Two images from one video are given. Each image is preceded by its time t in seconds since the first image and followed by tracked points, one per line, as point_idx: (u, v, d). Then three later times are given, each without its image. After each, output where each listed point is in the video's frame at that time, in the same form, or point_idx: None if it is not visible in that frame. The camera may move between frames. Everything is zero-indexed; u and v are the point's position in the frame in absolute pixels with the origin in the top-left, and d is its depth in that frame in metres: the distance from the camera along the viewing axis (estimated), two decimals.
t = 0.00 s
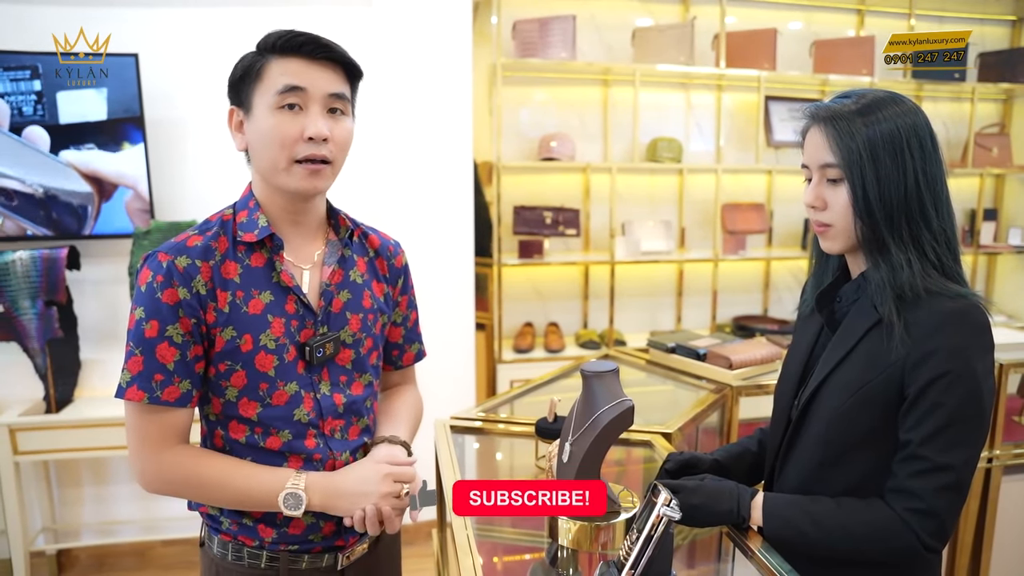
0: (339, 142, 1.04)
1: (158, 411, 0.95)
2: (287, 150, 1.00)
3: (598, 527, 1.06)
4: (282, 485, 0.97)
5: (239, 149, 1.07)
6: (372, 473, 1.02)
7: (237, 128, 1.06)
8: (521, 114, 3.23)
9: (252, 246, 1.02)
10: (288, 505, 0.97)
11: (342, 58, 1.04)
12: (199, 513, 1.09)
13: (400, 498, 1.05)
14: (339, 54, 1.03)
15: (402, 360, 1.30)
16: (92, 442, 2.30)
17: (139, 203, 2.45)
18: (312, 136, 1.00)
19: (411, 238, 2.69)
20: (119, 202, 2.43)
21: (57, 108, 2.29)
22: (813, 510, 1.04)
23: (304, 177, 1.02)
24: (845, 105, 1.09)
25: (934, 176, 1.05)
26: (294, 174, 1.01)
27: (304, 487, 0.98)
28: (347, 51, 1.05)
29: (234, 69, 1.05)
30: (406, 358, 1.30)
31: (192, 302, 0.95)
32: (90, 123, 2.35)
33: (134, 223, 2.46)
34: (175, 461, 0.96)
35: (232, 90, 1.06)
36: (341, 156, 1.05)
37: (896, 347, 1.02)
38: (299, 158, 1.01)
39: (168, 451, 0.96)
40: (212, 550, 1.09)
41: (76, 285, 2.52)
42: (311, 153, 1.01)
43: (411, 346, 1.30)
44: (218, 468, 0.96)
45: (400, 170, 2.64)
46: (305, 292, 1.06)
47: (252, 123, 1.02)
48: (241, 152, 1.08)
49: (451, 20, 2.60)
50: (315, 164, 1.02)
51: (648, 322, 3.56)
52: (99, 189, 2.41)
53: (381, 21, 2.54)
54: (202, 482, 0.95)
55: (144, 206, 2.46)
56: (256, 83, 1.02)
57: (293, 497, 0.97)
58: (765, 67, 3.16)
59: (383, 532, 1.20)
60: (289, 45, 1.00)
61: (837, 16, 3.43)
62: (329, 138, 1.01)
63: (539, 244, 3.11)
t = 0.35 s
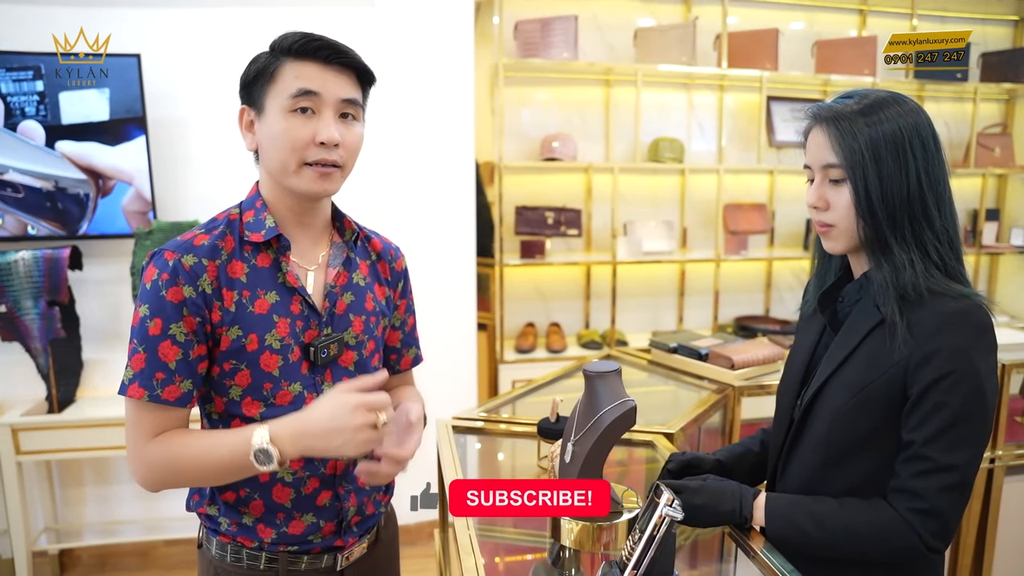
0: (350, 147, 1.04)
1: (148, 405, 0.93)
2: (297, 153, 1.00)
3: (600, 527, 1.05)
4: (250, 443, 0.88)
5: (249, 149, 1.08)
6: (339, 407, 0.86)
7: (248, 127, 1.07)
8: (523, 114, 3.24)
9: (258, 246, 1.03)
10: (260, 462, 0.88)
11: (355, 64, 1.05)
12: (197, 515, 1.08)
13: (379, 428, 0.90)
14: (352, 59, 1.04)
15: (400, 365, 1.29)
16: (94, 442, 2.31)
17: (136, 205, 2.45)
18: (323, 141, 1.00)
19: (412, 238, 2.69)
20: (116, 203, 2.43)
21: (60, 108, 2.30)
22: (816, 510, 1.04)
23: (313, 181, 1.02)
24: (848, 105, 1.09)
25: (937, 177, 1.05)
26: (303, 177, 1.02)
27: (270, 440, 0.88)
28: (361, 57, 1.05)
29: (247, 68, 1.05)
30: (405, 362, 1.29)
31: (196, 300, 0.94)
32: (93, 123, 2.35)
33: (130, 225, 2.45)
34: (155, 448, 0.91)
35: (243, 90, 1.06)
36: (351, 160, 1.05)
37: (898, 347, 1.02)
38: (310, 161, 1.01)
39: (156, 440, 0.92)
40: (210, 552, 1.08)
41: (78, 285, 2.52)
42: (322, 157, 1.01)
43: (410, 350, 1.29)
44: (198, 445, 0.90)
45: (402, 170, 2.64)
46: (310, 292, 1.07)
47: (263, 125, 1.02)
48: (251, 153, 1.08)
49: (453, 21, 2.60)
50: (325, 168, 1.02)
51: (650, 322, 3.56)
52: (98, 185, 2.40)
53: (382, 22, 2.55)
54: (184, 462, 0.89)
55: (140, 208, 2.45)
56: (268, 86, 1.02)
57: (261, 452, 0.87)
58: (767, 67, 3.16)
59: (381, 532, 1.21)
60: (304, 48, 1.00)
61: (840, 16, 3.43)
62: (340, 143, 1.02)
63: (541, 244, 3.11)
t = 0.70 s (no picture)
0: (362, 149, 1.03)
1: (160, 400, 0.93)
2: (308, 154, 1.00)
3: (603, 528, 1.05)
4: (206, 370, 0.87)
5: (262, 148, 1.08)
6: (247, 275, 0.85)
7: (262, 126, 1.07)
8: (525, 114, 3.23)
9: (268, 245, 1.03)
10: (221, 373, 0.86)
11: (371, 66, 1.04)
12: (194, 514, 1.08)
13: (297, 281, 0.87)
14: (368, 61, 1.03)
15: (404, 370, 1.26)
16: (96, 442, 2.30)
17: (132, 206, 2.44)
18: (334, 143, 1.00)
19: (413, 238, 2.69)
20: (113, 204, 2.42)
21: (60, 108, 2.30)
22: (819, 510, 1.04)
23: (323, 182, 1.01)
24: (852, 105, 1.09)
25: (941, 176, 1.05)
26: (313, 178, 1.01)
27: (219, 350, 0.85)
28: (377, 60, 1.05)
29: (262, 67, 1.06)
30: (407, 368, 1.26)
31: (207, 294, 0.95)
32: (94, 123, 2.35)
33: (125, 226, 2.44)
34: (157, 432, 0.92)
35: (259, 88, 1.06)
36: (362, 163, 1.05)
37: (903, 347, 1.02)
38: (320, 163, 1.01)
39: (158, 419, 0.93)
40: (207, 551, 1.08)
41: (79, 285, 2.52)
42: (332, 159, 1.01)
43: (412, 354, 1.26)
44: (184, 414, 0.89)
45: (403, 170, 2.63)
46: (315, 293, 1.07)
47: (275, 125, 1.02)
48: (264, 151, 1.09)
49: (455, 20, 2.59)
50: (336, 170, 1.02)
51: (652, 322, 3.55)
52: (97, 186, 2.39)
53: (384, 22, 2.54)
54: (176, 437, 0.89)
55: (137, 209, 2.45)
56: (282, 85, 1.02)
57: (216, 364, 0.85)
58: (769, 67, 3.15)
59: (379, 531, 1.20)
60: (319, 49, 1.00)
61: (841, 16, 3.43)
62: (351, 146, 1.01)
63: (543, 244, 3.11)
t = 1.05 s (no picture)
0: (372, 148, 1.02)
1: (172, 401, 0.90)
2: (317, 154, 1.00)
3: (608, 529, 1.07)
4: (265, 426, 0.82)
5: (272, 147, 1.08)
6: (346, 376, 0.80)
7: (273, 125, 1.07)
8: (527, 115, 3.23)
9: (275, 247, 1.02)
10: (277, 444, 0.82)
11: (382, 64, 1.03)
12: (197, 511, 1.08)
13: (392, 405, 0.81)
14: (378, 58, 1.02)
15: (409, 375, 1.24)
16: (97, 443, 2.30)
17: (128, 208, 2.43)
18: (342, 142, 0.99)
19: (416, 239, 2.68)
20: (110, 205, 2.41)
21: (61, 107, 2.28)
22: (824, 511, 1.03)
23: (332, 183, 1.01)
24: (857, 105, 1.08)
25: (947, 176, 1.05)
26: (322, 179, 1.01)
27: (285, 418, 0.82)
28: (389, 58, 1.04)
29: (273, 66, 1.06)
30: (414, 372, 1.24)
31: (216, 295, 0.94)
32: (96, 123, 2.34)
33: (118, 227, 2.43)
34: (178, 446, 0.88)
35: (270, 86, 1.06)
36: (372, 163, 1.04)
37: (909, 348, 1.02)
38: (328, 162, 1.00)
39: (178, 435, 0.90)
40: (209, 550, 1.09)
41: (80, 285, 2.52)
42: (341, 158, 1.00)
43: (420, 361, 1.24)
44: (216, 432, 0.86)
45: (405, 170, 2.63)
46: (324, 296, 1.06)
47: (285, 124, 1.02)
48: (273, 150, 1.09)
49: (457, 20, 2.59)
50: (344, 169, 1.01)
51: (653, 322, 3.55)
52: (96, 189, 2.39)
53: (385, 22, 2.54)
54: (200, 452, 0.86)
55: (135, 211, 2.44)
56: (292, 83, 1.02)
57: (278, 431, 0.81)
58: (772, 66, 3.15)
59: (381, 533, 1.20)
60: (327, 46, 0.99)
61: (843, 16, 3.42)
62: (360, 144, 1.00)
63: (544, 245, 3.11)
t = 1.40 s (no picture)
0: (361, 141, 1.03)
1: (184, 402, 0.92)
2: (308, 148, 1.00)
3: (607, 530, 1.05)
4: (325, 437, 0.95)
5: (263, 147, 1.08)
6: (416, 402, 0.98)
7: (263, 125, 1.07)
8: (526, 115, 3.23)
9: (271, 245, 1.02)
10: (334, 456, 0.94)
11: (366, 56, 1.03)
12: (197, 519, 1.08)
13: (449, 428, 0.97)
14: (362, 51, 1.03)
15: (404, 373, 1.26)
16: (98, 443, 2.30)
17: (130, 209, 2.44)
18: (332, 134, 0.99)
19: (417, 239, 2.69)
20: (113, 206, 2.42)
21: (63, 108, 2.29)
22: (824, 513, 1.03)
23: (325, 175, 1.01)
24: (857, 106, 1.08)
25: (947, 176, 1.05)
26: (314, 173, 1.01)
27: (348, 433, 0.96)
28: (372, 49, 1.04)
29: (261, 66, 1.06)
30: (409, 371, 1.26)
31: (216, 293, 0.95)
32: (97, 123, 2.35)
33: (122, 228, 2.44)
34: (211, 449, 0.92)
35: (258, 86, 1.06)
36: (363, 155, 1.04)
37: (909, 349, 1.02)
38: (320, 155, 1.00)
39: (207, 440, 0.92)
40: (209, 556, 1.08)
41: (81, 286, 2.52)
42: (332, 151, 1.00)
43: (414, 359, 1.26)
44: (263, 444, 0.93)
45: (406, 171, 2.63)
46: (322, 294, 1.06)
47: (276, 121, 1.02)
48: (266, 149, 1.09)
49: (457, 20, 2.59)
50: (336, 162, 1.01)
51: (654, 322, 3.55)
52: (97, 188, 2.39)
53: (385, 22, 2.54)
54: (247, 461, 0.92)
55: (137, 211, 2.44)
56: (280, 81, 1.02)
57: (340, 444, 0.95)
58: (772, 67, 3.15)
59: (382, 540, 1.20)
60: (313, 42, 0.99)
61: (843, 17, 3.42)
62: (350, 137, 1.01)
63: (545, 245, 3.11)
